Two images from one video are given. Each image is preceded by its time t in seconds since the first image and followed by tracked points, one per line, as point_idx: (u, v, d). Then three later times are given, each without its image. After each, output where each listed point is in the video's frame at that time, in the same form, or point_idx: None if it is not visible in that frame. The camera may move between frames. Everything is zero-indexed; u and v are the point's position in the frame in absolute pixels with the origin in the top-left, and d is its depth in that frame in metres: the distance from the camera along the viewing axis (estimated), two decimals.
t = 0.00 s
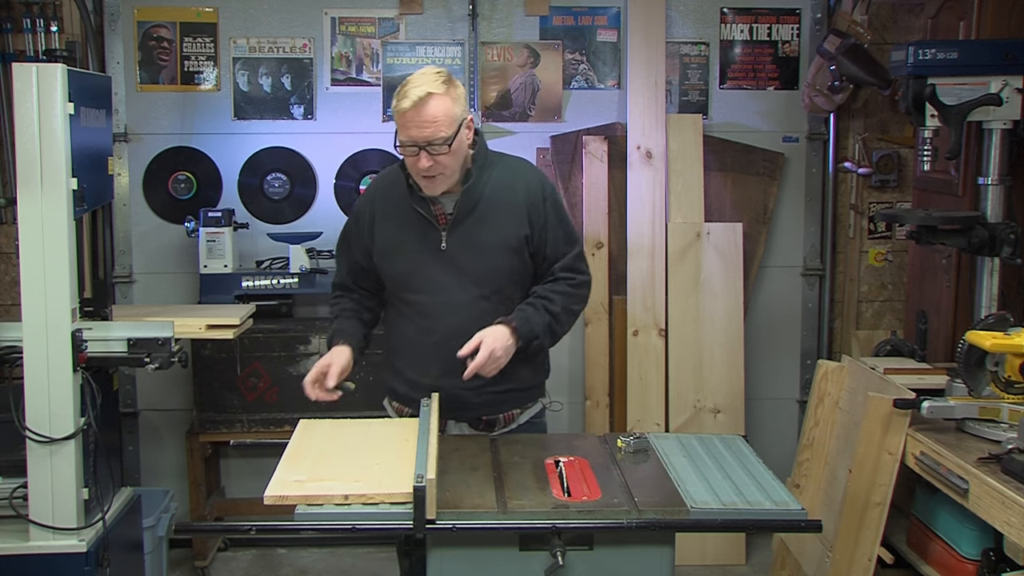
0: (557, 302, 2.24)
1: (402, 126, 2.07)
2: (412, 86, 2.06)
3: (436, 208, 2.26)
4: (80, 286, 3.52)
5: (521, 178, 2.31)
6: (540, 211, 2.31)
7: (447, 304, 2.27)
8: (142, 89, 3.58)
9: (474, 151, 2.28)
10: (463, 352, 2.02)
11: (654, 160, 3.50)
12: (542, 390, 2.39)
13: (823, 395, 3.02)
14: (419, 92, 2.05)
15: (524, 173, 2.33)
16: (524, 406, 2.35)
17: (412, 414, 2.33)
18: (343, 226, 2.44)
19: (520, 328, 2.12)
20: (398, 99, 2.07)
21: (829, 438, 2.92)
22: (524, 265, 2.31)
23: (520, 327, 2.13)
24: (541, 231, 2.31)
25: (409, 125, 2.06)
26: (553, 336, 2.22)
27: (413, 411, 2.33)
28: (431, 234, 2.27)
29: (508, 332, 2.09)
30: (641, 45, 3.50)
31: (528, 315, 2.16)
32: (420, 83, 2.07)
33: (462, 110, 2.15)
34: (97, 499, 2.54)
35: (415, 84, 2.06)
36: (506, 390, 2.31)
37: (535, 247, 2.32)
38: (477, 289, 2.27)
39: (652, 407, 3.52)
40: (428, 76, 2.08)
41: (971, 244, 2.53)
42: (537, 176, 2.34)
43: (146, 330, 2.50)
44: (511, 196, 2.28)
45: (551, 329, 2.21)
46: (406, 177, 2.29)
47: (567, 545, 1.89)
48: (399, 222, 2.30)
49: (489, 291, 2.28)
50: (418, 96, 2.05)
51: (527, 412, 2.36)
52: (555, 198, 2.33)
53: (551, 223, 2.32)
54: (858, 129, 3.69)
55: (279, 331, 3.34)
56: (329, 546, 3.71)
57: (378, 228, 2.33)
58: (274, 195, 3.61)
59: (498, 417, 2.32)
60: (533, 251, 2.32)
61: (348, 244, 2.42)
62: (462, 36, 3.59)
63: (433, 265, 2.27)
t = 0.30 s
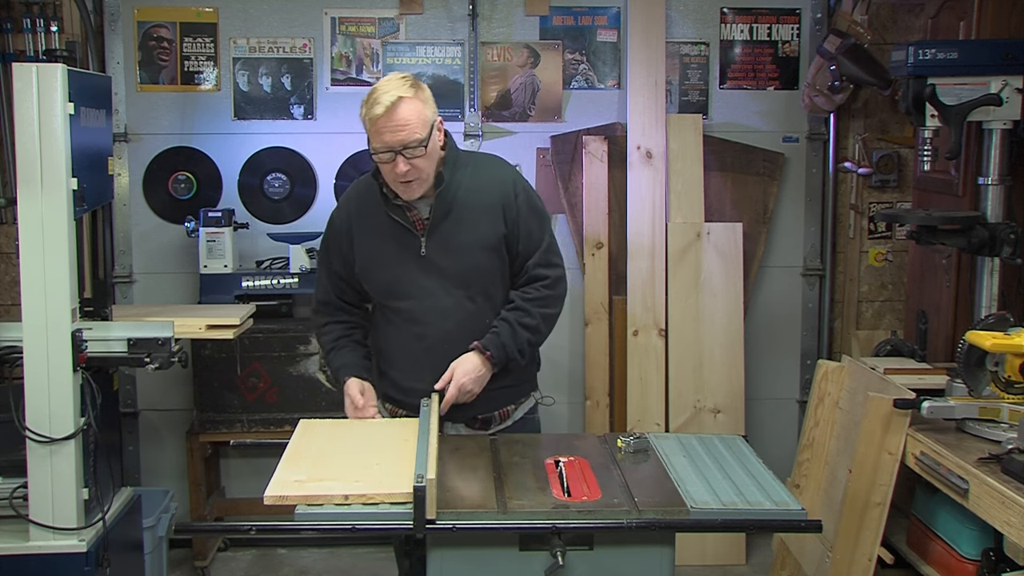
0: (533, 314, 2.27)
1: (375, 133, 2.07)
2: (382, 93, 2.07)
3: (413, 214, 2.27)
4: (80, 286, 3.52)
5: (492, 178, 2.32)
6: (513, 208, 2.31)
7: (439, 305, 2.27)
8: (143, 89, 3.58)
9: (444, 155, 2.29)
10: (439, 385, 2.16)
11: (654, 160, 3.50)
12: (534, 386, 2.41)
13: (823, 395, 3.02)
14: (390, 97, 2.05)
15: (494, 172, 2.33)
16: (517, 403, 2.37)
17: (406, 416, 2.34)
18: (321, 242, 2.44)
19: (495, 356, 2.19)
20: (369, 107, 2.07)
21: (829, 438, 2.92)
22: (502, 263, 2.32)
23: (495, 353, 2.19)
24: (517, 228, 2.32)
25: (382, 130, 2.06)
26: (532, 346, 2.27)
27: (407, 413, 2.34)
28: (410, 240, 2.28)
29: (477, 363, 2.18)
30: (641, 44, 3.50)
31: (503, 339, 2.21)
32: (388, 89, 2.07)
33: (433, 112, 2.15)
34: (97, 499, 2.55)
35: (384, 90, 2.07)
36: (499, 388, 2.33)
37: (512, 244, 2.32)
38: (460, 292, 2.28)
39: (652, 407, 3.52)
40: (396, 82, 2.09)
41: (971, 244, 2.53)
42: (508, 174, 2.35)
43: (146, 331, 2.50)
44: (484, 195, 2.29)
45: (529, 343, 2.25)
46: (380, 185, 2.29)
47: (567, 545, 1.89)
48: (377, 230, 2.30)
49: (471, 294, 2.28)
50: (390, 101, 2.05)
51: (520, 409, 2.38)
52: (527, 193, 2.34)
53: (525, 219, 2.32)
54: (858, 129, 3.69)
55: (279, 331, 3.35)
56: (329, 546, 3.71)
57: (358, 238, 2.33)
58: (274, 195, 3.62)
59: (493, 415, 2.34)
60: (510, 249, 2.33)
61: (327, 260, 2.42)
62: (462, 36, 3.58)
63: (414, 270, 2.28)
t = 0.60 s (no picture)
0: (527, 316, 2.26)
1: (371, 131, 2.06)
2: (376, 90, 2.06)
3: (409, 214, 2.28)
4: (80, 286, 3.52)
5: (488, 177, 2.31)
6: (509, 208, 2.30)
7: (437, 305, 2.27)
8: (142, 89, 3.58)
9: (440, 155, 2.29)
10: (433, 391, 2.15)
11: (654, 160, 3.50)
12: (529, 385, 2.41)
13: (823, 395, 3.02)
14: (385, 94, 2.05)
15: (490, 172, 2.33)
16: (512, 402, 2.37)
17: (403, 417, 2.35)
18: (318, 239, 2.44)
19: (487, 358, 2.19)
20: (363, 105, 2.06)
21: (829, 438, 2.92)
22: (497, 264, 2.31)
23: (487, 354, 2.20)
24: (511, 228, 2.30)
25: (378, 128, 2.05)
26: (525, 347, 2.26)
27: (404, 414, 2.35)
28: (406, 240, 2.28)
29: (467, 364, 2.17)
30: (641, 45, 3.50)
31: (495, 341, 2.20)
32: (381, 86, 2.06)
33: (428, 107, 2.15)
34: (97, 499, 2.55)
35: (378, 88, 2.06)
36: (496, 386, 2.33)
37: (509, 246, 2.31)
38: (455, 293, 2.28)
39: (652, 407, 3.52)
40: (388, 78, 2.09)
41: (971, 244, 2.53)
42: (503, 174, 2.34)
43: (146, 330, 2.50)
44: (481, 195, 2.29)
45: (522, 344, 2.25)
46: (376, 184, 2.29)
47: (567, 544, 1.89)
48: (372, 229, 2.31)
49: (466, 294, 2.29)
50: (385, 98, 2.05)
51: (516, 408, 2.39)
52: (522, 193, 2.33)
53: (519, 219, 2.31)
54: (858, 129, 3.69)
55: (279, 331, 3.35)
56: (329, 546, 3.71)
57: (353, 236, 2.34)
58: (274, 195, 3.62)
59: (488, 415, 2.34)
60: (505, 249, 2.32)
61: (323, 257, 2.42)
62: (462, 36, 3.58)
63: (409, 270, 2.28)
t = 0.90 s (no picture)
0: (531, 312, 2.26)
1: (385, 98, 2.12)
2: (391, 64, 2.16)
3: (414, 210, 2.29)
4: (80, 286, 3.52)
5: (494, 175, 2.33)
6: (514, 206, 2.32)
7: (437, 305, 2.27)
8: (142, 89, 3.58)
9: (447, 151, 2.30)
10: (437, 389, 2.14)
11: (654, 160, 3.50)
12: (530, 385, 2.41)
13: (823, 395, 3.02)
14: (400, 65, 2.14)
15: (496, 170, 2.35)
16: (515, 401, 2.37)
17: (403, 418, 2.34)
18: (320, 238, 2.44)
19: (491, 351, 2.18)
20: (378, 77, 2.15)
21: (829, 438, 2.92)
22: (502, 262, 2.31)
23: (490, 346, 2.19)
24: (517, 226, 2.32)
25: (393, 92, 2.12)
26: (529, 344, 2.26)
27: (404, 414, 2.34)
28: (411, 236, 2.28)
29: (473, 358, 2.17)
30: (641, 45, 3.50)
31: (499, 336, 2.20)
32: (396, 62, 2.17)
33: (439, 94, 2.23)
34: (96, 499, 2.55)
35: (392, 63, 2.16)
36: (497, 385, 2.32)
37: (515, 244, 2.33)
38: (460, 290, 2.28)
39: (652, 407, 3.52)
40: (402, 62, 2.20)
41: (971, 244, 2.53)
42: (509, 172, 2.36)
43: (146, 331, 2.50)
44: (487, 191, 2.30)
45: (526, 340, 2.25)
46: (383, 180, 2.30)
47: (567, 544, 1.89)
48: (377, 225, 2.31)
49: (470, 292, 2.29)
50: (400, 67, 2.13)
51: (518, 407, 2.39)
52: (528, 192, 2.35)
53: (525, 218, 2.33)
54: (858, 129, 3.69)
55: (279, 332, 3.36)
56: (329, 546, 3.71)
57: (357, 233, 2.34)
58: (274, 195, 3.62)
59: (491, 413, 2.34)
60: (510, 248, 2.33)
61: (325, 255, 2.42)
62: (462, 36, 3.59)
63: (414, 266, 2.28)
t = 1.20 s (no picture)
0: (531, 273, 2.22)
1: (405, 85, 2.13)
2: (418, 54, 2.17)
3: (420, 205, 2.29)
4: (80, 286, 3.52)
5: (501, 172, 2.34)
6: (520, 204, 2.33)
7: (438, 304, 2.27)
8: (142, 89, 3.58)
9: (456, 147, 2.31)
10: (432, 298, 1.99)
11: (654, 160, 3.50)
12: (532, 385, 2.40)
13: (823, 395, 3.02)
14: (426, 55, 2.15)
15: (503, 168, 2.36)
16: (517, 400, 2.37)
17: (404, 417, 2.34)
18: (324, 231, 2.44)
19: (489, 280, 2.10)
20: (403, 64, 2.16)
21: (829, 438, 2.92)
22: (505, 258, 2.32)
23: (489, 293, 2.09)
24: (522, 223, 2.33)
25: (414, 81, 2.12)
26: (526, 301, 2.19)
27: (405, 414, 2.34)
28: (416, 230, 2.28)
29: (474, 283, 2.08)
30: (641, 45, 3.50)
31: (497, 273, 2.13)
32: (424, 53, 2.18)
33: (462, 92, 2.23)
34: (96, 499, 2.55)
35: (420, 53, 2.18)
36: (498, 384, 2.32)
37: (520, 241, 2.34)
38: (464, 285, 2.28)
39: (652, 407, 3.52)
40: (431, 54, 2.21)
41: (971, 244, 2.52)
42: (516, 171, 2.37)
43: (146, 331, 2.50)
44: (494, 187, 2.31)
45: (524, 291, 2.17)
46: (391, 174, 2.31)
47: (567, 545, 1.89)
48: (383, 218, 2.31)
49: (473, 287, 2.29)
50: (425, 58, 2.15)
51: (520, 407, 2.39)
52: (534, 191, 2.36)
53: (530, 215, 2.33)
54: (858, 129, 3.69)
55: (279, 332, 3.36)
56: (329, 546, 3.71)
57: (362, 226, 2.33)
58: (274, 195, 3.62)
59: (493, 412, 2.34)
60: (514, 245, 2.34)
61: (329, 249, 2.41)
62: (462, 36, 3.59)
63: (418, 260, 2.28)
